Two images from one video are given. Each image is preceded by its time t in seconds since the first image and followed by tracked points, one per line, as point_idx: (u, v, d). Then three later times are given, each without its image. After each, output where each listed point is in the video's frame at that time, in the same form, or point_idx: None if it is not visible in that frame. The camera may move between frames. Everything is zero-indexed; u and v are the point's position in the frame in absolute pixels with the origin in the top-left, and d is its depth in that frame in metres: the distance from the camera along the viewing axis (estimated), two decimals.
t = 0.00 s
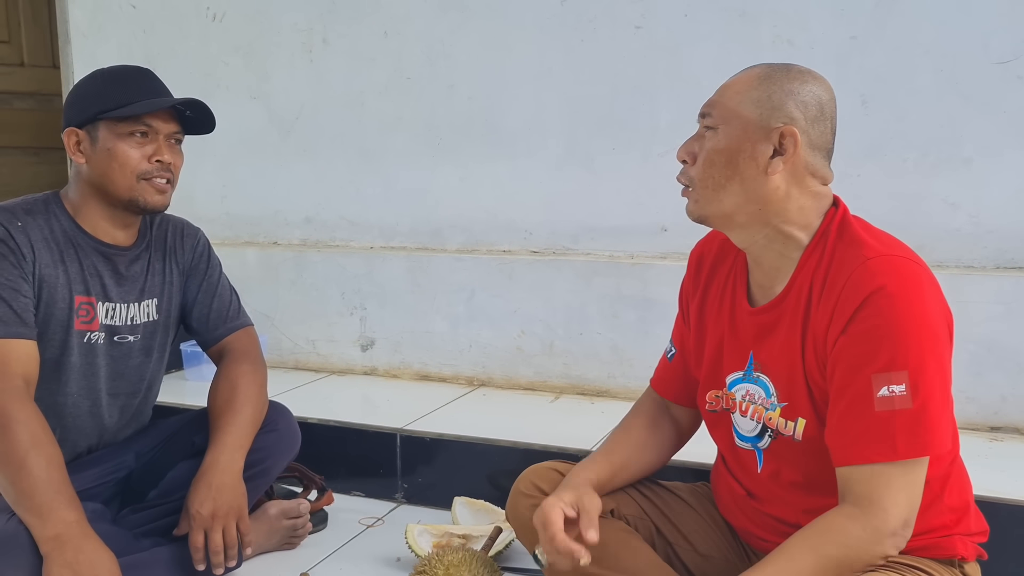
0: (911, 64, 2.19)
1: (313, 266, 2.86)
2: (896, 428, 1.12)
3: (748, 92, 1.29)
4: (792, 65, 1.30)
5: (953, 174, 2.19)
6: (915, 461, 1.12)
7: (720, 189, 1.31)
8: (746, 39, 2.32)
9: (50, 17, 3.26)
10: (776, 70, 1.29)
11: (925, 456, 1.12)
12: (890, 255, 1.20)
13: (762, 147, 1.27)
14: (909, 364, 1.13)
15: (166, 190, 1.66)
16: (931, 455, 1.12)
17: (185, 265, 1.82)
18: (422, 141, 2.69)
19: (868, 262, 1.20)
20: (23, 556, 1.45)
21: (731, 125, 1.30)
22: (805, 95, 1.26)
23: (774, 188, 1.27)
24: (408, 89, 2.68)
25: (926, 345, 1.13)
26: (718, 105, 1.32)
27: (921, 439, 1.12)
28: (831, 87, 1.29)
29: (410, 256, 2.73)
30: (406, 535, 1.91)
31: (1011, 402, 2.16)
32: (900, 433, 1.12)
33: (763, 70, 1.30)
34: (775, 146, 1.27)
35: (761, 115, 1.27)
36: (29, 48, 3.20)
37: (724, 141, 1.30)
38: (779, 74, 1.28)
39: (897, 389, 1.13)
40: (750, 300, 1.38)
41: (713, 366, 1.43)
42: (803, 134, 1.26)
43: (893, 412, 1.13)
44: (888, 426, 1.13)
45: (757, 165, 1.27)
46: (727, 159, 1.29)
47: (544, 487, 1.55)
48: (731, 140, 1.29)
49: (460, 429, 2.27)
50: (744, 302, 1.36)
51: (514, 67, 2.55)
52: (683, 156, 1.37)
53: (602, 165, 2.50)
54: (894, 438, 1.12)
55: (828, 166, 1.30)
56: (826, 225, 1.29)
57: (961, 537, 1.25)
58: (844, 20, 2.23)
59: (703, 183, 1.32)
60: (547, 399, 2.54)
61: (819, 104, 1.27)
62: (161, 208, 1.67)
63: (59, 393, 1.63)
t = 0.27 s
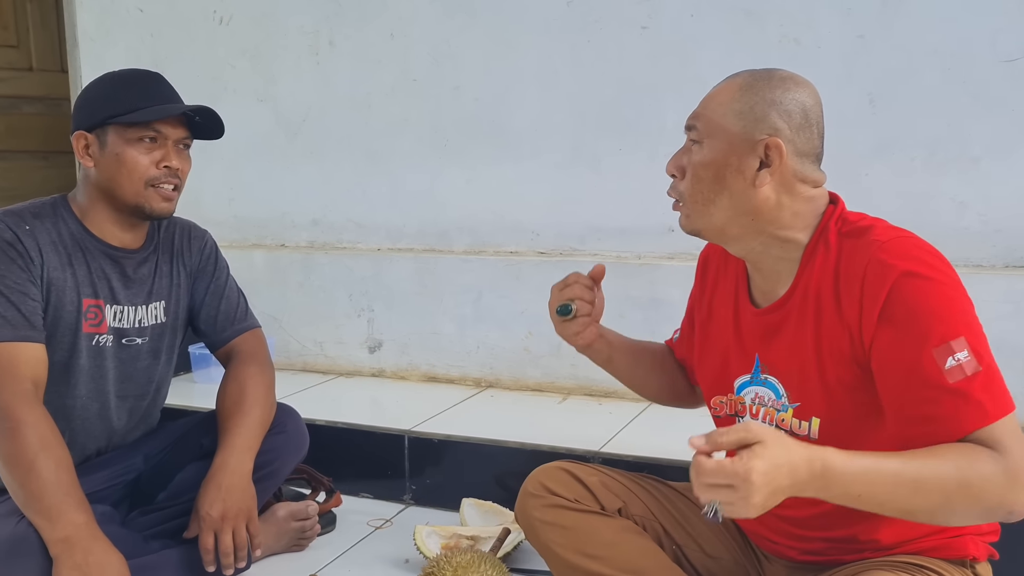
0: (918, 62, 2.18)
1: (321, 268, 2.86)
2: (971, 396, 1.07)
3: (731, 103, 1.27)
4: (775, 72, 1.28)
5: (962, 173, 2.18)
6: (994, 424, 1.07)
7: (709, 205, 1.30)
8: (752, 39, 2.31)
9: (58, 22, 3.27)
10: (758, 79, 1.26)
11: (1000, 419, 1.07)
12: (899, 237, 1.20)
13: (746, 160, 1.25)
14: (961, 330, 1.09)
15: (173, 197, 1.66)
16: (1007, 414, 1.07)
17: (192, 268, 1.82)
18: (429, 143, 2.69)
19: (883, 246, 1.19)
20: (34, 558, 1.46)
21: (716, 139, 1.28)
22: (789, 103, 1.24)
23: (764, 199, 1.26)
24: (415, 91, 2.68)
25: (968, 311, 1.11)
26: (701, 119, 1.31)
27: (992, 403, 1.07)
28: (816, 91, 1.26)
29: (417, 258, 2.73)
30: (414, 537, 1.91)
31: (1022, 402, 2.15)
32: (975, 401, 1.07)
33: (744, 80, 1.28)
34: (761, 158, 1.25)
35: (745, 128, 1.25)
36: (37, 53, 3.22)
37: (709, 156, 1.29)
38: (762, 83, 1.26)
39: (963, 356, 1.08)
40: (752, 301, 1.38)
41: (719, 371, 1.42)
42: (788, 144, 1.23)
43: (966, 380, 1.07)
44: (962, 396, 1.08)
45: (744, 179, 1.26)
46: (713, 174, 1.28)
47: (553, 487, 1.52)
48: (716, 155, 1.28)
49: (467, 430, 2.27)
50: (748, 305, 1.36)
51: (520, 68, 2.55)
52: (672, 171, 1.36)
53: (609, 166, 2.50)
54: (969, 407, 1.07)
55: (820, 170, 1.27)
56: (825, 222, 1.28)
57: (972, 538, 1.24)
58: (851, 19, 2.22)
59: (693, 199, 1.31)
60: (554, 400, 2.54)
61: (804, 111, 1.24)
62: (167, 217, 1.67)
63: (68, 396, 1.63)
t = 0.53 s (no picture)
0: (927, 60, 2.17)
1: (329, 269, 2.87)
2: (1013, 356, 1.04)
3: (732, 106, 1.27)
4: (774, 72, 1.28)
5: (971, 171, 2.17)
6: None
7: (716, 208, 1.29)
8: (760, 38, 2.31)
9: (67, 26, 3.29)
10: (758, 80, 1.26)
11: None
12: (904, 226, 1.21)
13: (752, 162, 1.25)
14: (993, 297, 1.07)
15: (184, 194, 1.67)
16: None
17: (202, 270, 1.83)
18: (436, 144, 2.69)
19: (891, 235, 1.20)
20: (45, 560, 1.46)
21: (719, 143, 1.28)
22: (791, 103, 1.24)
23: (771, 199, 1.25)
24: (422, 92, 2.69)
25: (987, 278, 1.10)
26: (704, 122, 1.30)
27: None
28: (818, 89, 1.26)
29: (426, 259, 2.73)
30: (424, 537, 1.91)
31: None
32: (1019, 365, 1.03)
33: (744, 81, 1.28)
34: (766, 160, 1.24)
35: (748, 130, 1.25)
36: (46, 57, 3.23)
37: (714, 159, 1.28)
38: (762, 83, 1.26)
39: (1000, 320, 1.05)
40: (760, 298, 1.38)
41: (728, 370, 1.42)
42: (792, 144, 1.23)
43: (1008, 343, 1.04)
44: (1004, 359, 1.04)
45: (750, 181, 1.26)
46: (719, 178, 1.28)
47: (562, 488, 1.53)
48: (721, 158, 1.27)
49: (476, 431, 2.27)
50: (755, 302, 1.36)
51: (527, 69, 2.55)
52: (677, 175, 1.35)
53: (617, 167, 2.50)
54: (1013, 370, 1.04)
55: (824, 168, 1.27)
56: (834, 216, 1.29)
57: (982, 536, 1.24)
58: (859, 17, 2.22)
59: (700, 203, 1.31)
60: (563, 400, 2.54)
61: (806, 109, 1.24)
62: (179, 213, 1.68)
63: (78, 399, 1.64)
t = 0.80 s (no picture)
0: (929, 58, 2.17)
1: (332, 271, 2.87)
2: None
3: (749, 113, 1.24)
4: (776, 73, 1.26)
5: (973, 168, 2.17)
6: None
7: (748, 219, 1.26)
8: (761, 37, 2.31)
9: (70, 29, 3.30)
10: (768, 84, 1.24)
11: None
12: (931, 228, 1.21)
13: (781, 169, 1.23)
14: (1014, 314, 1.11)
15: (186, 199, 1.67)
16: None
17: (204, 272, 1.83)
18: (438, 145, 2.70)
19: (918, 236, 1.20)
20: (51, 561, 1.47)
21: (743, 152, 1.24)
22: (804, 104, 1.24)
23: (802, 201, 1.24)
24: (424, 93, 2.69)
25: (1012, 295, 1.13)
26: (722, 134, 1.25)
27: None
28: (819, 85, 1.27)
29: (429, 260, 2.73)
30: (428, 538, 1.91)
31: None
32: None
33: (754, 87, 1.25)
34: (795, 162, 1.23)
35: (772, 135, 1.23)
36: (49, 61, 3.24)
37: (741, 170, 1.24)
38: (775, 87, 1.24)
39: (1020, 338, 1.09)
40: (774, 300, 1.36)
41: (740, 373, 1.41)
42: (816, 143, 1.23)
43: None
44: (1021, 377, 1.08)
45: (781, 187, 1.23)
46: (750, 188, 1.24)
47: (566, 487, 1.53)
48: (750, 168, 1.24)
49: (480, 431, 2.27)
50: (769, 304, 1.35)
51: (528, 69, 2.56)
52: (695, 193, 1.30)
53: (619, 167, 2.50)
54: None
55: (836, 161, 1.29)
56: (851, 217, 1.29)
57: (990, 533, 1.24)
58: (861, 15, 2.21)
59: (730, 216, 1.27)
60: (566, 400, 2.54)
61: (817, 109, 1.25)
62: (180, 218, 1.68)
63: (82, 401, 1.64)
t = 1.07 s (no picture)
0: (928, 51, 2.16)
1: (331, 272, 2.87)
2: (975, 399, 1.11)
3: (778, 137, 1.17)
4: (784, 85, 1.20)
5: (973, 162, 2.16)
6: (993, 431, 1.11)
7: (795, 240, 1.21)
8: (759, 33, 2.30)
9: (66, 33, 3.29)
10: (785, 99, 1.18)
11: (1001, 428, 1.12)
12: (946, 231, 1.21)
13: (820, 183, 1.18)
14: (982, 335, 1.13)
15: (182, 204, 1.66)
16: (1010, 421, 1.11)
17: (203, 274, 1.82)
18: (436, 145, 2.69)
19: (929, 238, 1.20)
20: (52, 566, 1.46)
21: (783, 179, 1.17)
22: (822, 110, 1.20)
23: (836, 206, 1.22)
24: (422, 93, 2.68)
25: (995, 317, 1.14)
26: (757, 165, 1.17)
27: (999, 409, 1.11)
28: (822, 85, 1.22)
29: (428, 261, 2.73)
30: (431, 539, 1.90)
31: None
32: (978, 405, 1.11)
33: (772, 108, 1.18)
34: (829, 172, 1.19)
35: (806, 153, 1.17)
36: (45, 65, 3.24)
37: (785, 196, 1.18)
38: (794, 102, 1.18)
39: (972, 361, 1.12)
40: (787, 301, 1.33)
41: (749, 371, 1.38)
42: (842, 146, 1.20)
43: (971, 384, 1.12)
44: (965, 398, 1.12)
45: (822, 200, 1.19)
46: (794, 210, 1.18)
47: (567, 486, 1.55)
48: (793, 193, 1.17)
49: (482, 431, 2.26)
50: (780, 302, 1.33)
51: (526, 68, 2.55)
52: (734, 227, 1.21)
53: (618, 164, 2.49)
54: (972, 411, 1.11)
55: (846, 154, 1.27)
56: (864, 214, 1.28)
57: (998, 528, 1.23)
58: (859, 10, 2.21)
59: (778, 242, 1.20)
60: (568, 399, 2.53)
61: (832, 112, 1.21)
62: (177, 223, 1.67)
63: (81, 405, 1.63)
